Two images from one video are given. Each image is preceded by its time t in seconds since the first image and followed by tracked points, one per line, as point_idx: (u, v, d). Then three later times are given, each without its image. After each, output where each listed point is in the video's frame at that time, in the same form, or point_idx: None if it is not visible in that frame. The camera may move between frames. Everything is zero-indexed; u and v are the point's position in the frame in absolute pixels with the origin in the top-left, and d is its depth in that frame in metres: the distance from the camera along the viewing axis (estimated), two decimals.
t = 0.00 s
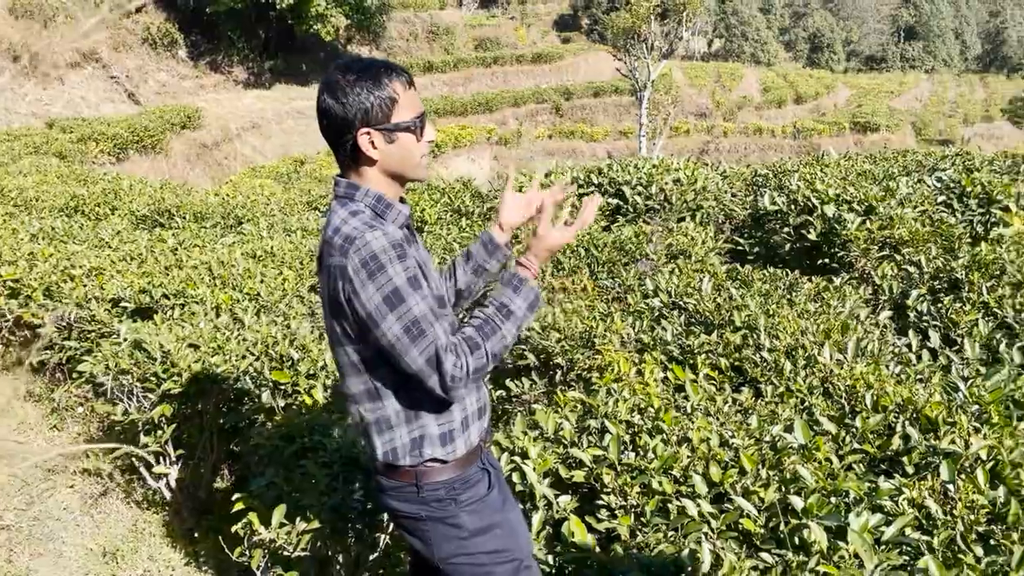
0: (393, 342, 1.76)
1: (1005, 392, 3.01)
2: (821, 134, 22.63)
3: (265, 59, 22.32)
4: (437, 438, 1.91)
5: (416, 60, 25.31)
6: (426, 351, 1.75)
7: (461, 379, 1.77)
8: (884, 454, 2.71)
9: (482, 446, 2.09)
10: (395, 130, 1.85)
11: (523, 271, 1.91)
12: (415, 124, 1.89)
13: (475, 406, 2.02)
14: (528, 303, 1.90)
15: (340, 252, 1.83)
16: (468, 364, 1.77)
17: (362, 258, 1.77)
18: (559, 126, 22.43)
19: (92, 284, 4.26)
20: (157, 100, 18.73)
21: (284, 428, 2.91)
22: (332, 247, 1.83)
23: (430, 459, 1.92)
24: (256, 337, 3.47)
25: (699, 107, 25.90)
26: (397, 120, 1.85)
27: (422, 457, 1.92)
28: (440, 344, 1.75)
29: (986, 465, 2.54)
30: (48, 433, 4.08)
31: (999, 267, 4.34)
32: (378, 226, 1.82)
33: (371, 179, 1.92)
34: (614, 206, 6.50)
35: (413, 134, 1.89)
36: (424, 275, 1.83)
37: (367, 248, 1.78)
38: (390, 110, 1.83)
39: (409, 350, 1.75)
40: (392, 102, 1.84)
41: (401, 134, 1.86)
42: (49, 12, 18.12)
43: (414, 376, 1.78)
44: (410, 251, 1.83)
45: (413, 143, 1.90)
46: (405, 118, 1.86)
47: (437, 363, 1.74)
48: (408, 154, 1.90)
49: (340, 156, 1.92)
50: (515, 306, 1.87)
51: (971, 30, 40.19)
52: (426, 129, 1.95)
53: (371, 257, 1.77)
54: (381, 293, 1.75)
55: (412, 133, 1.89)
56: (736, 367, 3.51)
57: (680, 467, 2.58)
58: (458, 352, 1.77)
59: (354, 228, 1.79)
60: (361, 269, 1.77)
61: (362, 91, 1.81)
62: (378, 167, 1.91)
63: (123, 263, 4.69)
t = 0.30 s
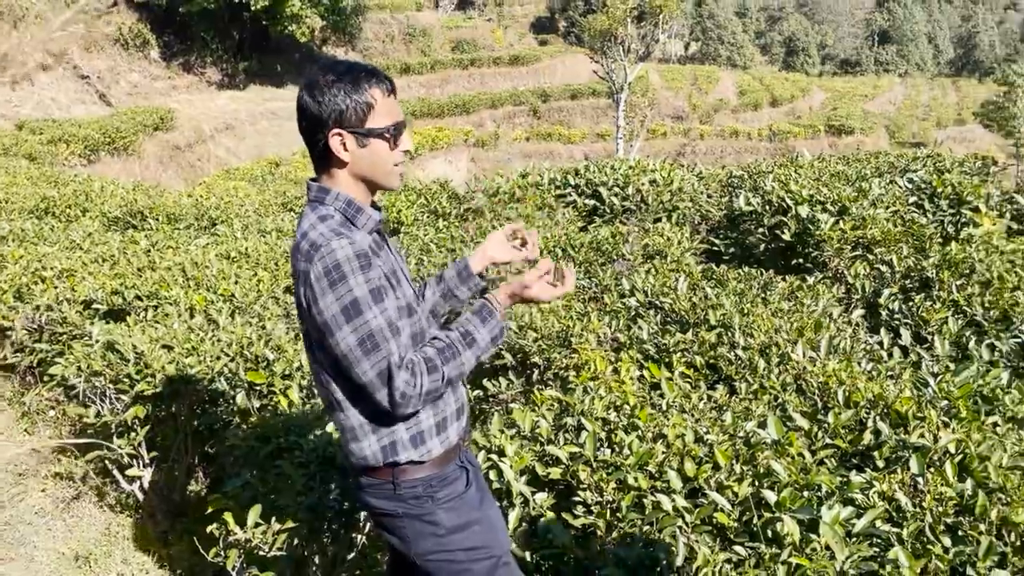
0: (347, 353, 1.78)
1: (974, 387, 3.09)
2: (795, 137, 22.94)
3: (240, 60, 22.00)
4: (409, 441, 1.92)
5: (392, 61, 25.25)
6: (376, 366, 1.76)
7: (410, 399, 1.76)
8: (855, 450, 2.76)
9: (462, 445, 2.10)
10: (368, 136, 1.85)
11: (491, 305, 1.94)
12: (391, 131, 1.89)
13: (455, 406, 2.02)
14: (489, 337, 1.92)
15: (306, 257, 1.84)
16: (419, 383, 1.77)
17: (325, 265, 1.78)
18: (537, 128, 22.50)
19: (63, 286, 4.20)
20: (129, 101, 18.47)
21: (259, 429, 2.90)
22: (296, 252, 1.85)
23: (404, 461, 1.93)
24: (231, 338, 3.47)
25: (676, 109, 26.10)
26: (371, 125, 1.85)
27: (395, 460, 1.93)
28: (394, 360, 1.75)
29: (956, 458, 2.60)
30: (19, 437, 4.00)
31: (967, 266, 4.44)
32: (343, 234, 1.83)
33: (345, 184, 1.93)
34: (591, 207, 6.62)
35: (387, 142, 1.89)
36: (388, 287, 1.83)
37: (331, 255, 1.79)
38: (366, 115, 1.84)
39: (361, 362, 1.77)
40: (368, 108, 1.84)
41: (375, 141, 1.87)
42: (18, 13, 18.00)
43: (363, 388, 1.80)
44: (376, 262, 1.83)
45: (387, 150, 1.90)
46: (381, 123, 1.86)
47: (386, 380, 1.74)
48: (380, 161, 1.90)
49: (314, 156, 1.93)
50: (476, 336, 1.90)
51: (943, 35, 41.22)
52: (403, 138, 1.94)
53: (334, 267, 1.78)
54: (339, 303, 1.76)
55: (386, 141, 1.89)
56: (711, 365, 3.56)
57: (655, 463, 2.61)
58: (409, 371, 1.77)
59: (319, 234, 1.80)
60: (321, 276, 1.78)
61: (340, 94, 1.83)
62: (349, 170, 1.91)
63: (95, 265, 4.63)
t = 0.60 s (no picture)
0: (313, 353, 1.80)
1: (941, 384, 3.17)
2: (771, 140, 23.26)
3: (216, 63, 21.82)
4: (380, 440, 1.94)
5: (370, 64, 25.21)
6: (344, 366, 1.78)
7: (378, 402, 1.78)
8: (826, 445, 2.82)
9: (435, 443, 2.11)
10: (334, 135, 1.87)
11: (470, 318, 1.99)
12: (359, 131, 1.91)
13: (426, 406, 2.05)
14: (467, 350, 1.94)
15: (272, 258, 1.87)
16: (387, 385, 1.78)
17: (290, 266, 1.81)
18: (515, 132, 22.59)
19: (34, 288, 4.16)
20: (103, 103, 18.27)
21: (234, 429, 2.89)
22: (264, 252, 1.88)
23: (377, 459, 1.95)
24: (205, 339, 3.47)
25: (653, 113, 26.33)
26: (338, 124, 1.87)
27: (368, 458, 1.95)
28: (360, 360, 1.76)
29: (922, 453, 2.67)
30: None
31: (936, 266, 4.55)
32: (310, 235, 1.85)
33: (316, 184, 1.95)
34: (567, 209, 6.67)
35: (354, 143, 1.91)
36: (356, 287, 1.85)
37: (297, 257, 1.81)
38: (332, 115, 1.86)
39: (329, 361, 1.79)
40: (336, 108, 1.86)
41: (341, 141, 1.89)
42: None
43: (333, 386, 1.82)
44: (343, 264, 1.85)
45: (355, 151, 1.92)
46: (348, 124, 1.88)
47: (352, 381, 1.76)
48: (347, 161, 1.92)
49: (284, 155, 1.96)
50: (452, 346, 1.91)
51: (914, 41, 41.95)
52: (374, 139, 1.96)
53: (300, 267, 1.80)
54: (307, 303, 1.79)
55: (354, 142, 1.90)
56: (685, 364, 3.62)
57: (629, 460, 2.66)
58: (378, 373, 1.78)
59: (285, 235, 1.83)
60: (287, 276, 1.81)
61: (308, 93, 1.86)
62: (316, 168, 1.93)
63: (68, 267, 4.58)
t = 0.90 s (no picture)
0: (299, 335, 1.80)
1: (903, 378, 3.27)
2: (741, 142, 23.57)
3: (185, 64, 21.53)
4: (352, 432, 1.96)
5: (342, 66, 25.07)
6: (334, 340, 1.77)
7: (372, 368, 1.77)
8: (790, 439, 2.89)
9: (402, 438, 2.14)
10: (297, 128, 1.90)
11: (441, 256, 1.89)
12: (323, 125, 1.94)
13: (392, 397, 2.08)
14: (448, 290, 1.89)
15: (233, 254, 1.89)
16: (378, 349, 1.77)
17: (253, 257, 1.82)
18: (488, 133, 22.64)
19: None
20: (69, 104, 17.95)
21: (201, 430, 2.87)
22: (224, 247, 1.90)
23: (345, 452, 1.97)
24: (171, 340, 3.47)
25: (624, 115, 26.59)
26: (301, 118, 1.90)
27: (336, 450, 1.96)
28: (348, 331, 1.75)
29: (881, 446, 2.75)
30: None
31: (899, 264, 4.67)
32: (269, 227, 1.88)
33: (273, 178, 1.97)
34: (538, 209, 6.75)
35: (317, 136, 1.93)
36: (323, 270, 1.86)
37: (259, 249, 1.83)
38: (295, 108, 1.89)
39: (319, 339, 1.78)
40: (299, 101, 1.89)
41: (304, 133, 1.91)
42: None
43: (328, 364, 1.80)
44: (306, 249, 1.87)
45: (318, 145, 1.94)
46: (312, 118, 1.91)
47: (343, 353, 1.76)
48: (310, 155, 1.95)
49: (245, 149, 1.97)
50: (429, 290, 1.86)
51: (881, 43, 42.77)
52: (337, 134, 1.99)
53: (262, 257, 1.82)
54: (278, 289, 1.80)
55: (316, 135, 1.93)
56: (654, 361, 3.67)
57: (598, 456, 2.70)
58: (367, 339, 1.77)
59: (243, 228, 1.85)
60: (252, 268, 1.83)
61: (272, 85, 1.88)
62: (278, 161, 1.95)
63: (31, 269, 4.51)
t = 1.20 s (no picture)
0: (240, 344, 1.84)
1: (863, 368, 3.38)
2: (706, 142, 23.94)
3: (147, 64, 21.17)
4: (327, 427, 1.97)
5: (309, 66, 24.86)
6: (269, 360, 1.81)
7: (300, 397, 1.81)
8: (755, 428, 2.97)
9: (381, 431, 2.15)
10: (287, 131, 1.92)
11: (403, 320, 1.95)
12: (310, 131, 1.96)
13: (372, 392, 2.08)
14: (397, 353, 1.92)
15: (203, 251, 1.89)
16: (310, 381, 1.81)
17: (218, 257, 1.83)
18: (456, 134, 22.64)
19: None
20: (28, 105, 17.54)
21: (168, 428, 2.85)
22: (195, 244, 1.90)
23: (325, 445, 1.98)
24: (136, 340, 3.45)
25: (592, 117, 26.84)
26: (291, 121, 1.92)
27: (315, 445, 1.98)
28: (285, 356, 1.79)
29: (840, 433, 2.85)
30: None
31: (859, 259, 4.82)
32: (240, 227, 1.87)
33: (249, 176, 1.98)
34: (507, 208, 6.81)
35: (304, 142, 1.96)
36: (286, 282, 1.88)
37: (226, 249, 1.84)
38: (287, 111, 1.91)
39: (253, 355, 1.82)
40: (291, 104, 1.91)
41: (293, 137, 1.93)
42: None
43: (258, 379, 1.85)
44: (273, 256, 1.87)
45: (304, 150, 1.97)
46: (301, 123, 1.93)
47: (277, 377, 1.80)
48: (294, 157, 1.97)
49: (227, 146, 1.97)
50: (382, 347, 1.89)
51: (842, 45, 43.70)
52: (322, 140, 2.02)
53: (228, 259, 1.83)
54: (233, 296, 1.82)
55: (304, 139, 1.96)
56: (621, 355, 3.74)
57: (567, 448, 2.76)
58: (303, 370, 1.80)
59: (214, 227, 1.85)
60: (215, 268, 1.84)
61: (267, 85, 1.89)
62: (264, 162, 1.96)
63: None
